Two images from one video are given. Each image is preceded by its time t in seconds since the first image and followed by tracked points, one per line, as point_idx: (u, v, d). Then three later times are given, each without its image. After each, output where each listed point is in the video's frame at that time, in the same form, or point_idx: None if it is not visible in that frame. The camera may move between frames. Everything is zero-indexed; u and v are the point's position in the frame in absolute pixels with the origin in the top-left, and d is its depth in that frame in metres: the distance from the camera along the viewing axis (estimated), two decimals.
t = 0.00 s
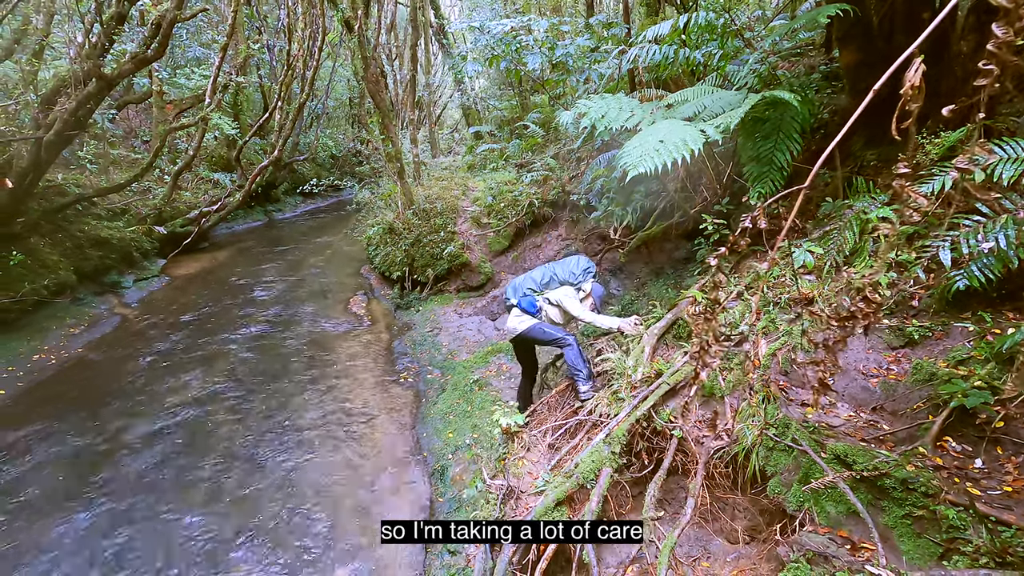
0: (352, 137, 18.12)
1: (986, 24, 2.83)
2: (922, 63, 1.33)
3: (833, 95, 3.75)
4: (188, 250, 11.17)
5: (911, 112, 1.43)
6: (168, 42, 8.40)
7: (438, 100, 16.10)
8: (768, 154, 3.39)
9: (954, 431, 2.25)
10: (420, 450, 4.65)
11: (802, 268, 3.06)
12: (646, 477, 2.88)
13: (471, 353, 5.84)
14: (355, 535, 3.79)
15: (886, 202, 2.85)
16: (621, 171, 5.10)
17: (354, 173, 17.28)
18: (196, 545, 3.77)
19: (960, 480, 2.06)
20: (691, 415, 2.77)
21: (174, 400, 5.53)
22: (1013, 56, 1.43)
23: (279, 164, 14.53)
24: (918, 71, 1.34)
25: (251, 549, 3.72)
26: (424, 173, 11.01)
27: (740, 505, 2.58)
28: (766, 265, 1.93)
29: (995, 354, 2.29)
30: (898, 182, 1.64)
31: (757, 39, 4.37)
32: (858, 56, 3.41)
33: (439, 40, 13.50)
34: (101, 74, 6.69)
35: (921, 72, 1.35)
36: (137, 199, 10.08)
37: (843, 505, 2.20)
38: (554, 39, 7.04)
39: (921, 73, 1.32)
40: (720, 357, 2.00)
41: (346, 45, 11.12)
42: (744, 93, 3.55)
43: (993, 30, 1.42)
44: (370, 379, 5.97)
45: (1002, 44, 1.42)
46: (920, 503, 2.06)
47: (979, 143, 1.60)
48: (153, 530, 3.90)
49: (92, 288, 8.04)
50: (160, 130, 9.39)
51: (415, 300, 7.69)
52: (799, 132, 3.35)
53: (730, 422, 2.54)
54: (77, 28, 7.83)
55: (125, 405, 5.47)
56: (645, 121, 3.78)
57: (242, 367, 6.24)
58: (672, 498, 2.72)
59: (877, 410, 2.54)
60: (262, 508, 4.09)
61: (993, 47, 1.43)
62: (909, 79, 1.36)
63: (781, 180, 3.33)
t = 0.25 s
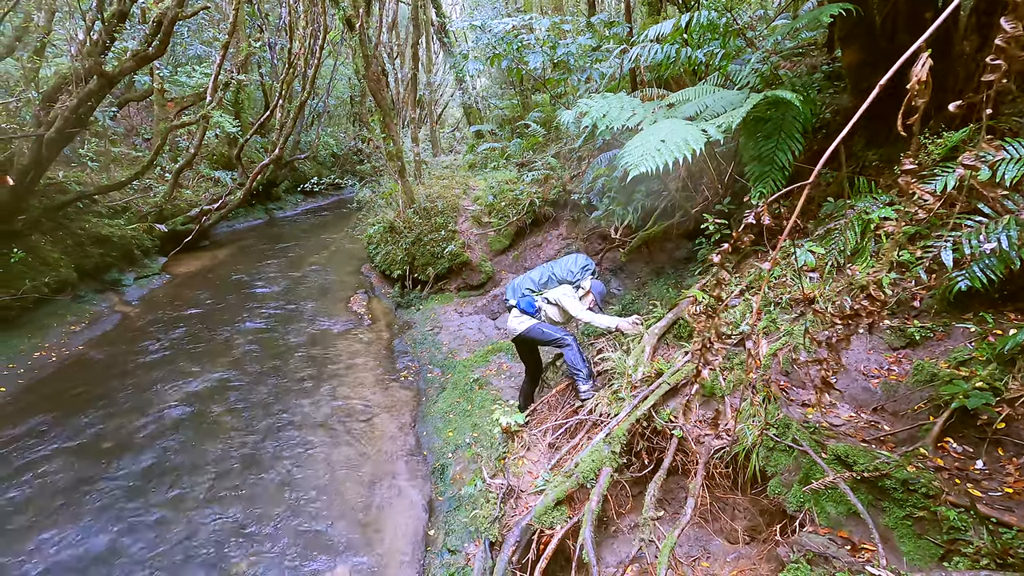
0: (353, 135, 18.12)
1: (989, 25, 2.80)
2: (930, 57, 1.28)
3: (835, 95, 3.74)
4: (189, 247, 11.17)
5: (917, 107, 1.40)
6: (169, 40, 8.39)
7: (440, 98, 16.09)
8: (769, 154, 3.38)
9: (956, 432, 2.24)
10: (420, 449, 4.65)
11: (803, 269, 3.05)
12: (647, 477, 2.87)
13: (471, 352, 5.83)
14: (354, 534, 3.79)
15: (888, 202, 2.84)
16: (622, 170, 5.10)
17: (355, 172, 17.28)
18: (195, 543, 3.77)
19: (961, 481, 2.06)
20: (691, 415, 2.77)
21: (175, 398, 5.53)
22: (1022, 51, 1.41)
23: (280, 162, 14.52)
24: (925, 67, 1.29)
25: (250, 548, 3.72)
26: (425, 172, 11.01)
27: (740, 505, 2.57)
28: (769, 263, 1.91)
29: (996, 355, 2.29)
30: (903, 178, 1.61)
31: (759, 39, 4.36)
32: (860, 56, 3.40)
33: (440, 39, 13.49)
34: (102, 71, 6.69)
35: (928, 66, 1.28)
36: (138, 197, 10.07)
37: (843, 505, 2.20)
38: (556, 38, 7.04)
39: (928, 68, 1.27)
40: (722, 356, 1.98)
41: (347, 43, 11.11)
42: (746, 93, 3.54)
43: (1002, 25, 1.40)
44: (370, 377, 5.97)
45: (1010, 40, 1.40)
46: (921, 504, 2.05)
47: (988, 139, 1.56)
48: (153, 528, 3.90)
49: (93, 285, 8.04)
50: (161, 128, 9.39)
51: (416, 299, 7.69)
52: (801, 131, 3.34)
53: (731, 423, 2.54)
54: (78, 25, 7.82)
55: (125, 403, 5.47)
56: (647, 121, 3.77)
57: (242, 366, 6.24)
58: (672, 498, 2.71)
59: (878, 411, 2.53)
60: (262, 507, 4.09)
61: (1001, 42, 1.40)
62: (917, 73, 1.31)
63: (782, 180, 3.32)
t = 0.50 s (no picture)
0: (353, 135, 18.12)
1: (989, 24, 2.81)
2: (934, 55, 1.29)
3: (835, 95, 3.73)
4: (189, 248, 11.16)
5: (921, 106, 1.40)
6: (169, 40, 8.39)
7: (440, 98, 16.10)
8: (770, 153, 3.38)
9: (956, 432, 2.24)
10: (420, 449, 4.65)
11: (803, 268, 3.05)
12: (647, 477, 2.87)
13: (471, 352, 5.83)
14: (354, 535, 3.79)
15: (889, 202, 2.83)
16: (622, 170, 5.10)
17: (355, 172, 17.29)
18: (195, 544, 3.77)
19: (962, 481, 2.06)
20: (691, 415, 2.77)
21: (175, 398, 5.53)
22: None
23: (280, 162, 14.52)
24: (928, 65, 1.31)
25: (250, 548, 3.72)
26: (425, 172, 11.01)
27: (741, 505, 2.56)
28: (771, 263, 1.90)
29: (997, 354, 2.28)
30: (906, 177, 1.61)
31: (759, 39, 4.35)
32: (860, 56, 3.40)
33: (440, 39, 13.50)
34: (102, 71, 6.68)
35: (933, 64, 1.30)
36: (138, 197, 10.07)
37: (844, 505, 2.19)
38: (556, 37, 7.05)
39: (932, 66, 1.29)
40: (724, 356, 1.97)
41: (347, 43, 11.11)
42: (746, 93, 3.53)
43: (1007, 23, 1.40)
44: (370, 378, 5.97)
45: (1015, 37, 1.40)
46: (922, 504, 2.05)
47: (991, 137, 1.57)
48: (153, 529, 3.90)
49: (93, 286, 8.05)
50: (161, 128, 9.39)
51: (416, 299, 7.70)
52: (801, 131, 3.34)
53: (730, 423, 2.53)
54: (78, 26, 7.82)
55: (125, 403, 5.47)
56: (646, 121, 3.77)
57: (242, 366, 6.25)
58: (673, 498, 2.71)
59: (879, 411, 2.53)
60: (262, 507, 4.09)
61: (1006, 39, 1.40)
62: (921, 72, 1.32)
63: (783, 179, 3.32)
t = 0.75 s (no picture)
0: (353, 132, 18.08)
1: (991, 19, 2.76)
2: (945, 47, 1.31)
3: (836, 91, 3.72)
4: (189, 245, 11.15)
5: (931, 98, 1.41)
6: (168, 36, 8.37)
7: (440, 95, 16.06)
8: (770, 150, 3.37)
9: (957, 428, 2.24)
10: (421, 446, 4.65)
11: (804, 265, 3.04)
12: (647, 474, 2.87)
13: (472, 350, 5.83)
14: (355, 531, 3.79)
15: (890, 199, 2.82)
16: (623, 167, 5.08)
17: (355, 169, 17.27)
18: (196, 540, 3.78)
19: (963, 478, 2.06)
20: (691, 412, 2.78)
21: (175, 395, 5.54)
22: None
23: (279, 159, 14.48)
24: (940, 56, 1.32)
25: (251, 545, 3.72)
26: (425, 168, 10.99)
27: (741, 502, 2.56)
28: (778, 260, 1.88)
29: (998, 351, 2.28)
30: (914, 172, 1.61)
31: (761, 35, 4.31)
32: (862, 52, 3.41)
33: (440, 36, 13.45)
34: (101, 68, 6.67)
35: (944, 56, 1.32)
36: (138, 194, 10.06)
37: (844, 502, 2.20)
38: (556, 34, 7.03)
39: (944, 58, 1.30)
40: (729, 356, 1.95)
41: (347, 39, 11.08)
42: (747, 89, 3.52)
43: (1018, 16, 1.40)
44: (370, 375, 5.96)
45: None
46: (922, 501, 2.05)
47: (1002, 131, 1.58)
48: (154, 526, 3.90)
49: (93, 283, 8.04)
50: (160, 125, 9.36)
51: (416, 296, 7.69)
52: (802, 127, 3.33)
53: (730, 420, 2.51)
54: (77, 22, 7.79)
55: (125, 400, 5.47)
56: (647, 117, 3.76)
57: (243, 363, 6.25)
58: (673, 495, 2.71)
59: (879, 408, 2.53)
60: (262, 504, 4.09)
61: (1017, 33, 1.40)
62: (933, 63, 1.33)
63: (783, 176, 3.32)
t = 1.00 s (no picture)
0: (353, 131, 18.06)
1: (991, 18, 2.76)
2: (952, 39, 1.27)
3: (836, 90, 3.71)
4: (189, 244, 11.13)
5: (937, 91, 1.38)
6: (167, 34, 8.35)
7: (439, 94, 16.05)
8: (770, 149, 3.37)
9: (956, 428, 2.24)
10: (421, 445, 4.65)
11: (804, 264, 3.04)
12: (646, 473, 2.87)
13: (471, 348, 5.83)
14: (355, 530, 3.79)
15: (891, 197, 2.82)
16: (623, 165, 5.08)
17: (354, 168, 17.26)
18: (195, 539, 3.77)
19: (963, 477, 2.06)
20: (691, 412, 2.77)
21: (174, 394, 5.53)
22: None
23: (279, 158, 14.46)
24: (946, 49, 1.29)
25: (250, 544, 3.72)
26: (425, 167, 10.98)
27: (740, 501, 2.55)
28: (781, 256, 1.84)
29: (998, 350, 2.28)
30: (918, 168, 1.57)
31: (761, 34, 4.30)
32: (862, 51, 3.40)
33: (440, 34, 13.44)
34: (100, 66, 6.65)
35: (950, 48, 1.28)
36: (137, 193, 10.04)
37: (844, 502, 2.20)
38: (556, 32, 7.03)
39: (949, 50, 1.27)
40: (730, 354, 1.89)
41: (346, 38, 11.07)
42: (747, 88, 3.51)
43: None
44: (369, 374, 5.96)
45: None
46: (922, 500, 2.04)
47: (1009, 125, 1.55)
48: (152, 525, 3.90)
49: (92, 282, 8.03)
50: (160, 123, 9.35)
51: (416, 295, 7.68)
52: (802, 126, 3.32)
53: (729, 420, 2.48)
54: (76, 20, 7.78)
55: (124, 399, 5.46)
56: (647, 116, 3.76)
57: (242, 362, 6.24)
58: (672, 494, 2.71)
59: (879, 407, 2.53)
60: (262, 503, 4.09)
61: None
62: (939, 56, 1.30)
63: (783, 175, 3.31)
